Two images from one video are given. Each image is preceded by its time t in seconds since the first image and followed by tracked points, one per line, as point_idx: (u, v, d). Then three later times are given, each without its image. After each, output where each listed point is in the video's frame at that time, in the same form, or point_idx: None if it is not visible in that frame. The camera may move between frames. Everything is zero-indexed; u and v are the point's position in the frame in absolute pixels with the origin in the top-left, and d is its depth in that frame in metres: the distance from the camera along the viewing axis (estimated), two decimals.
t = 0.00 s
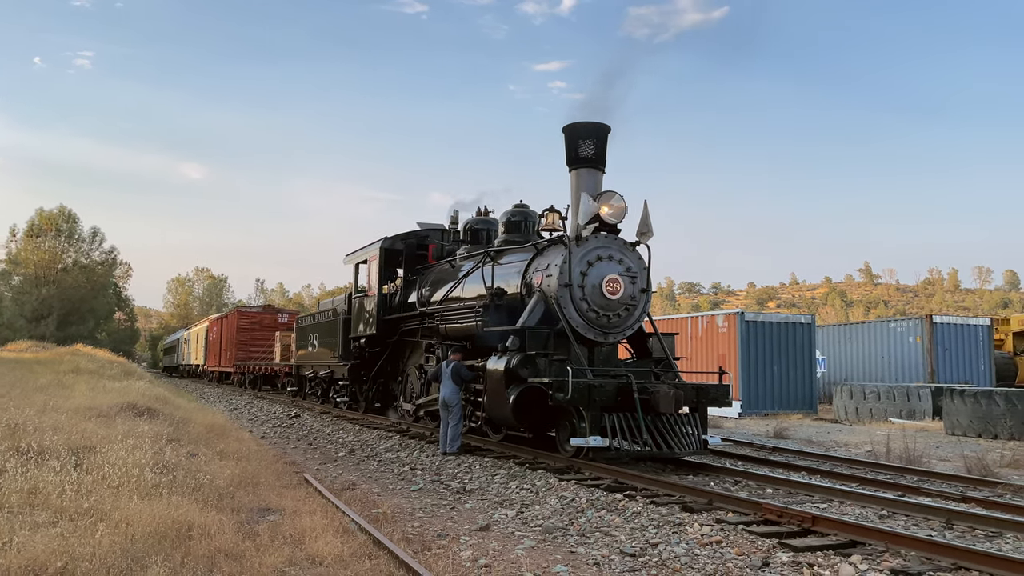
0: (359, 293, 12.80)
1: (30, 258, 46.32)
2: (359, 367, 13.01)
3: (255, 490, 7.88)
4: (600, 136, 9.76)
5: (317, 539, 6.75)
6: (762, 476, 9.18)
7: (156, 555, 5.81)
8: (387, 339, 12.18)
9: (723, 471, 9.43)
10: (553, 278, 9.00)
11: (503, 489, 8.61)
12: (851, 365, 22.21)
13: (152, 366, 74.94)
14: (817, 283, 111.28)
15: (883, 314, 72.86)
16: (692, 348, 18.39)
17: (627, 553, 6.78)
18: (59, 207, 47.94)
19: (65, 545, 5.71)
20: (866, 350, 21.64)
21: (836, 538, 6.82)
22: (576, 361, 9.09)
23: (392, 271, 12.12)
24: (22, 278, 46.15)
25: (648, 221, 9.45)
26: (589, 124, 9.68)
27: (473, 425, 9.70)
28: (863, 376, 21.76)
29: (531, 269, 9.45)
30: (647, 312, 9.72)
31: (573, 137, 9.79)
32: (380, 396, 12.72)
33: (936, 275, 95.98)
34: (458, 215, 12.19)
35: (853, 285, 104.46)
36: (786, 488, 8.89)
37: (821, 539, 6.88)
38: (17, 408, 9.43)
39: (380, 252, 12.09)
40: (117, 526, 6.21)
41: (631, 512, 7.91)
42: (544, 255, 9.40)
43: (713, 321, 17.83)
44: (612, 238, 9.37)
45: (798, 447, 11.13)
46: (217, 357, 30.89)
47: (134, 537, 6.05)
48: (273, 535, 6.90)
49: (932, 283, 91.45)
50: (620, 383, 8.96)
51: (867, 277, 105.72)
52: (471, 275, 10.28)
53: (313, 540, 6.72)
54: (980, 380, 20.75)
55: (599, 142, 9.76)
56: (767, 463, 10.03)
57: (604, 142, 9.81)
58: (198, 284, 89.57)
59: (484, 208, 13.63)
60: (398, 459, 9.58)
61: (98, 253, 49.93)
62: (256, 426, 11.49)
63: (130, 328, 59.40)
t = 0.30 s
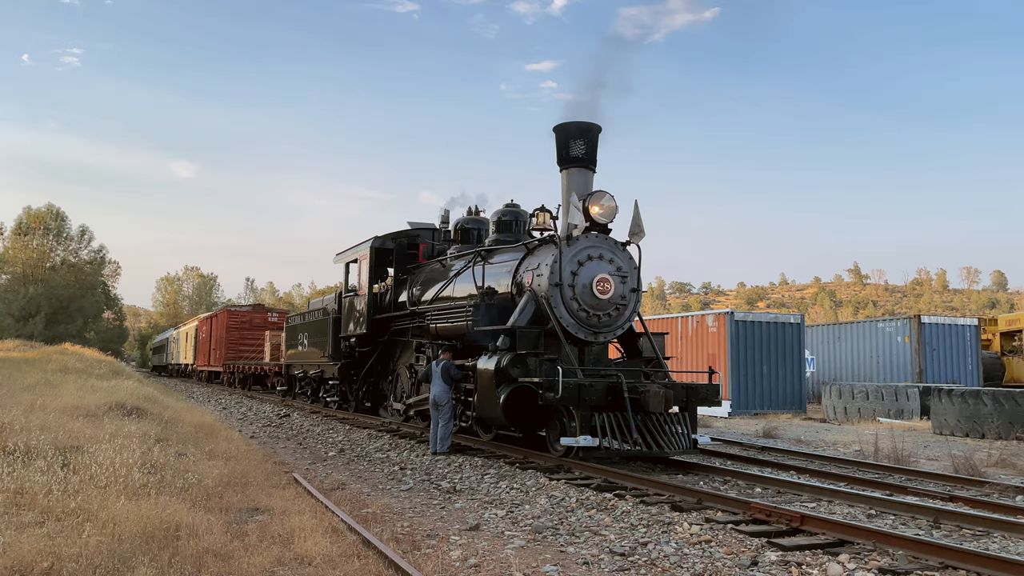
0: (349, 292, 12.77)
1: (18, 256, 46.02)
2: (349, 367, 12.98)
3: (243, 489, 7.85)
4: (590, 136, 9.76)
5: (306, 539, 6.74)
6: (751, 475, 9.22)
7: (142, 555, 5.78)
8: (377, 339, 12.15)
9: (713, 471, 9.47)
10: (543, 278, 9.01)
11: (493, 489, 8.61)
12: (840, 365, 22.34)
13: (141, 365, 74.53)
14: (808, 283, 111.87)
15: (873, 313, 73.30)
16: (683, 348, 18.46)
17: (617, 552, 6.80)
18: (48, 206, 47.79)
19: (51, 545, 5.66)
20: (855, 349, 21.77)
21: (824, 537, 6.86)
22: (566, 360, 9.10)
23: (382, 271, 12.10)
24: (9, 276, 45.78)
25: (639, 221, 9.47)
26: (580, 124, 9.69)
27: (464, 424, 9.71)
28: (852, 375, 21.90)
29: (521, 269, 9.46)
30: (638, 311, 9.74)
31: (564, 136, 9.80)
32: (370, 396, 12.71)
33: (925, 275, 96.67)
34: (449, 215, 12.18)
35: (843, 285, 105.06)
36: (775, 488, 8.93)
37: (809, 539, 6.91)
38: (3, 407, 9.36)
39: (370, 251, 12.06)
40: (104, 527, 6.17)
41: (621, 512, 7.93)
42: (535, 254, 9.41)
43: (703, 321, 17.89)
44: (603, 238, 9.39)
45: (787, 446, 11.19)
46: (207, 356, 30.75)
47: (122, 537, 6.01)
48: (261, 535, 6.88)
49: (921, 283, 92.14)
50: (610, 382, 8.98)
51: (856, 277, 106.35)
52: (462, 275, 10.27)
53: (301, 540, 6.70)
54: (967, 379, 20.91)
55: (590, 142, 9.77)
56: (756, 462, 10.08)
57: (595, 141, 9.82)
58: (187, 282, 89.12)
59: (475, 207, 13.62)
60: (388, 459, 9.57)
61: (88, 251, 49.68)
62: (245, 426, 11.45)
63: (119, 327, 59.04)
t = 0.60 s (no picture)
0: (336, 291, 12.73)
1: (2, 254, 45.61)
2: (336, 366, 12.94)
3: (229, 489, 7.81)
4: (578, 135, 9.79)
5: (292, 538, 6.72)
6: (736, 474, 9.29)
7: (127, 555, 5.74)
8: (364, 338, 12.12)
9: (699, 469, 9.54)
10: (531, 277, 9.03)
11: (480, 488, 8.62)
12: (825, 364, 22.53)
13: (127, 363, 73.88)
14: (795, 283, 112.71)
15: (858, 313, 73.94)
16: (669, 347, 18.55)
17: (603, 551, 6.83)
18: (32, 204, 47.42)
19: (34, 545, 5.61)
20: (840, 349, 21.97)
21: (809, 536, 6.93)
22: (554, 359, 9.13)
23: (370, 270, 12.07)
24: None
25: (626, 221, 9.51)
26: (568, 123, 9.72)
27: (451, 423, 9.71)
28: (837, 374, 22.09)
29: (509, 268, 9.48)
30: (625, 311, 9.78)
31: (551, 136, 9.82)
32: (357, 395, 12.67)
33: (909, 276, 97.71)
34: (437, 214, 12.17)
35: (829, 285, 105.89)
36: (760, 486, 9.01)
37: (794, 537, 6.98)
38: None
39: (358, 250, 12.02)
40: (89, 527, 6.12)
41: (608, 510, 7.97)
42: (523, 254, 9.42)
43: (690, 321, 17.99)
44: (591, 238, 9.41)
45: (772, 445, 11.28)
46: (193, 356, 30.52)
47: (106, 538, 5.97)
48: (247, 535, 6.84)
49: (905, 283, 93.12)
50: (597, 381, 9.02)
51: (842, 277, 107.25)
52: (450, 274, 10.27)
53: (288, 539, 6.68)
54: (950, 378, 21.15)
55: (578, 141, 9.79)
56: (742, 461, 10.15)
57: (583, 142, 9.85)
58: (174, 280, 88.42)
59: (463, 206, 13.62)
60: (375, 458, 9.55)
61: (72, 250, 49.24)
62: (232, 425, 11.38)
63: (104, 326, 58.48)
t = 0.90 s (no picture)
0: (321, 290, 12.67)
1: None
2: (321, 365, 12.88)
3: (213, 488, 7.73)
4: (565, 134, 9.81)
5: (277, 537, 6.67)
6: (722, 472, 9.34)
7: (111, 555, 5.67)
8: (350, 337, 12.06)
9: (684, 467, 9.57)
10: (518, 276, 9.03)
11: (466, 487, 8.60)
12: (810, 363, 22.73)
13: (109, 362, 73.12)
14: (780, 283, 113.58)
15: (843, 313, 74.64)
16: (655, 346, 18.63)
17: (590, 549, 6.84)
18: (14, 201, 46.95)
19: (15, 545, 5.52)
20: (824, 347, 22.16)
21: (794, 533, 6.98)
22: (540, 358, 9.13)
23: (355, 268, 12.02)
24: None
25: (613, 220, 9.54)
26: (555, 122, 9.73)
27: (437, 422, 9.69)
28: (821, 373, 22.28)
29: (496, 266, 9.47)
30: (611, 310, 9.80)
31: (538, 134, 9.83)
32: (342, 394, 12.62)
33: (891, 275, 98.77)
34: (424, 212, 12.13)
35: (814, 285, 106.80)
36: (745, 484, 9.05)
37: (780, 534, 7.02)
38: None
39: (343, 248, 11.95)
40: (71, 527, 6.03)
41: (594, 509, 7.98)
42: (509, 252, 9.42)
43: (675, 320, 18.08)
44: (577, 237, 9.43)
45: (757, 443, 11.35)
46: (176, 355, 30.25)
47: (89, 537, 5.89)
48: (232, 535, 6.78)
49: (889, 283, 94.09)
50: (584, 380, 9.02)
51: (826, 277, 108.22)
52: (436, 273, 10.24)
53: (273, 539, 6.63)
54: (933, 376, 21.39)
55: (565, 140, 9.81)
56: (728, 459, 10.21)
57: (569, 140, 9.86)
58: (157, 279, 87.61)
59: (450, 205, 13.60)
60: (361, 457, 9.50)
61: (54, 248, 48.72)
62: (216, 425, 11.28)
63: (86, 325, 57.82)
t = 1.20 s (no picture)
0: (307, 287, 12.57)
1: None
2: (307, 363, 12.78)
3: (199, 487, 7.63)
4: (554, 131, 9.80)
5: (265, 536, 6.58)
6: (710, 469, 9.36)
7: (96, 554, 5.57)
8: (336, 335, 11.98)
9: (673, 465, 9.59)
10: (506, 273, 9.00)
11: (455, 485, 8.56)
12: (795, 361, 22.92)
13: (89, 362, 72.19)
14: (764, 283, 114.48)
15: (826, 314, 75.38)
16: (642, 344, 18.70)
17: (580, 546, 6.82)
18: None
19: None
20: (809, 346, 22.35)
21: (784, 529, 7.00)
22: (529, 355, 9.11)
23: (342, 266, 11.93)
24: None
25: (601, 217, 9.55)
26: (543, 119, 9.73)
27: (425, 420, 9.66)
28: (807, 371, 22.46)
29: (484, 264, 9.45)
30: (600, 307, 9.81)
31: (527, 131, 9.82)
32: (328, 392, 12.55)
33: (873, 276, 99.92)
34: (411, 210, 12.07)
35: (797, 286, 107.78)
36: (734, 481, 9.09)
37: (770, 530, 7.05)
38: None
39: (330, 246, 11.85)
40: (55, 525, 5.91)
41: (584, 506, 7.96)
42: (498, 250, 9.40)
43: (662, 318, 18.15)
44: (566, 234, 9.42)
45: (745, 440, 11.41)
46: (160, 354, 29.95)
47: (73, 536, 5.77)
48: (218, 534, 6.68)
49: (871, 283, 95.14)
50: (573, 377, 9.01)
51: (809, 278, 109.29)
52: (424, 270, 10.19)
53: (261, 538, 6.54)
54: (916, 374, 21.63)
55: (553, 137, 9.80)
56: (715, 456, 10.24)
57: (558, 138, 9.86)
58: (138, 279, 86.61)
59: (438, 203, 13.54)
60: (348, 456, 9.42)
61: (34, 246, 48.12)
62: (200, 424, 11.15)
63: (64, 324, 57.02)
